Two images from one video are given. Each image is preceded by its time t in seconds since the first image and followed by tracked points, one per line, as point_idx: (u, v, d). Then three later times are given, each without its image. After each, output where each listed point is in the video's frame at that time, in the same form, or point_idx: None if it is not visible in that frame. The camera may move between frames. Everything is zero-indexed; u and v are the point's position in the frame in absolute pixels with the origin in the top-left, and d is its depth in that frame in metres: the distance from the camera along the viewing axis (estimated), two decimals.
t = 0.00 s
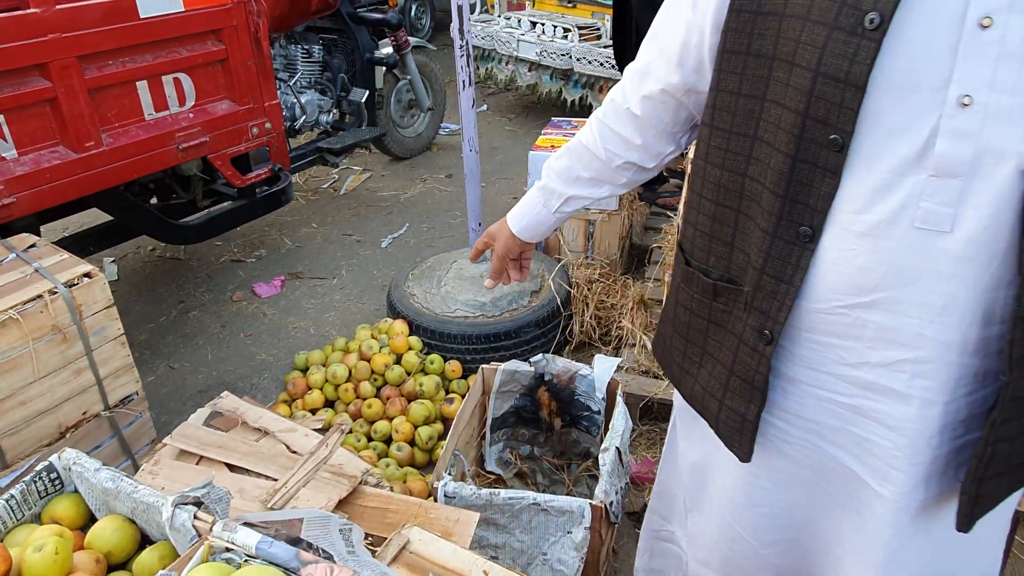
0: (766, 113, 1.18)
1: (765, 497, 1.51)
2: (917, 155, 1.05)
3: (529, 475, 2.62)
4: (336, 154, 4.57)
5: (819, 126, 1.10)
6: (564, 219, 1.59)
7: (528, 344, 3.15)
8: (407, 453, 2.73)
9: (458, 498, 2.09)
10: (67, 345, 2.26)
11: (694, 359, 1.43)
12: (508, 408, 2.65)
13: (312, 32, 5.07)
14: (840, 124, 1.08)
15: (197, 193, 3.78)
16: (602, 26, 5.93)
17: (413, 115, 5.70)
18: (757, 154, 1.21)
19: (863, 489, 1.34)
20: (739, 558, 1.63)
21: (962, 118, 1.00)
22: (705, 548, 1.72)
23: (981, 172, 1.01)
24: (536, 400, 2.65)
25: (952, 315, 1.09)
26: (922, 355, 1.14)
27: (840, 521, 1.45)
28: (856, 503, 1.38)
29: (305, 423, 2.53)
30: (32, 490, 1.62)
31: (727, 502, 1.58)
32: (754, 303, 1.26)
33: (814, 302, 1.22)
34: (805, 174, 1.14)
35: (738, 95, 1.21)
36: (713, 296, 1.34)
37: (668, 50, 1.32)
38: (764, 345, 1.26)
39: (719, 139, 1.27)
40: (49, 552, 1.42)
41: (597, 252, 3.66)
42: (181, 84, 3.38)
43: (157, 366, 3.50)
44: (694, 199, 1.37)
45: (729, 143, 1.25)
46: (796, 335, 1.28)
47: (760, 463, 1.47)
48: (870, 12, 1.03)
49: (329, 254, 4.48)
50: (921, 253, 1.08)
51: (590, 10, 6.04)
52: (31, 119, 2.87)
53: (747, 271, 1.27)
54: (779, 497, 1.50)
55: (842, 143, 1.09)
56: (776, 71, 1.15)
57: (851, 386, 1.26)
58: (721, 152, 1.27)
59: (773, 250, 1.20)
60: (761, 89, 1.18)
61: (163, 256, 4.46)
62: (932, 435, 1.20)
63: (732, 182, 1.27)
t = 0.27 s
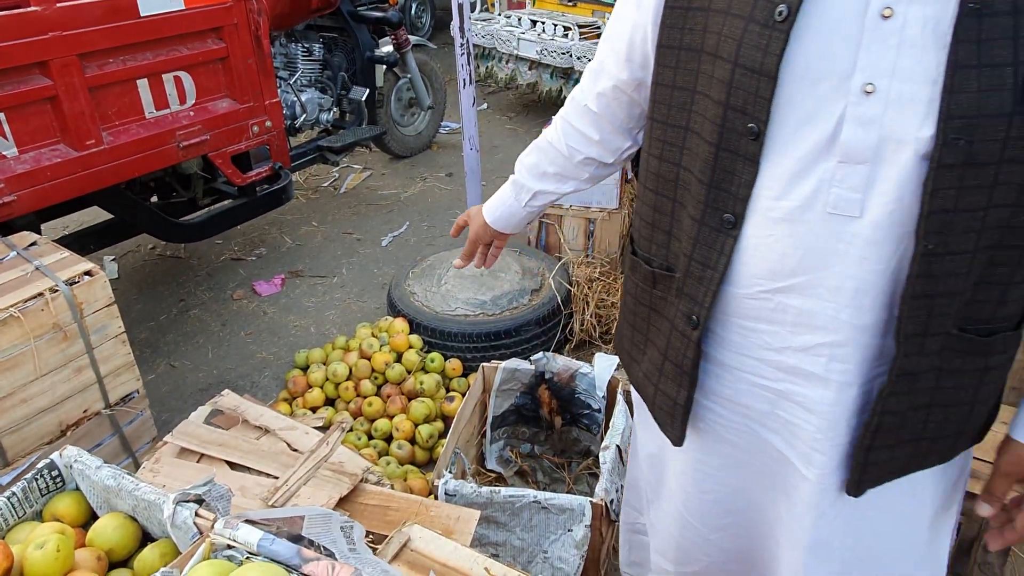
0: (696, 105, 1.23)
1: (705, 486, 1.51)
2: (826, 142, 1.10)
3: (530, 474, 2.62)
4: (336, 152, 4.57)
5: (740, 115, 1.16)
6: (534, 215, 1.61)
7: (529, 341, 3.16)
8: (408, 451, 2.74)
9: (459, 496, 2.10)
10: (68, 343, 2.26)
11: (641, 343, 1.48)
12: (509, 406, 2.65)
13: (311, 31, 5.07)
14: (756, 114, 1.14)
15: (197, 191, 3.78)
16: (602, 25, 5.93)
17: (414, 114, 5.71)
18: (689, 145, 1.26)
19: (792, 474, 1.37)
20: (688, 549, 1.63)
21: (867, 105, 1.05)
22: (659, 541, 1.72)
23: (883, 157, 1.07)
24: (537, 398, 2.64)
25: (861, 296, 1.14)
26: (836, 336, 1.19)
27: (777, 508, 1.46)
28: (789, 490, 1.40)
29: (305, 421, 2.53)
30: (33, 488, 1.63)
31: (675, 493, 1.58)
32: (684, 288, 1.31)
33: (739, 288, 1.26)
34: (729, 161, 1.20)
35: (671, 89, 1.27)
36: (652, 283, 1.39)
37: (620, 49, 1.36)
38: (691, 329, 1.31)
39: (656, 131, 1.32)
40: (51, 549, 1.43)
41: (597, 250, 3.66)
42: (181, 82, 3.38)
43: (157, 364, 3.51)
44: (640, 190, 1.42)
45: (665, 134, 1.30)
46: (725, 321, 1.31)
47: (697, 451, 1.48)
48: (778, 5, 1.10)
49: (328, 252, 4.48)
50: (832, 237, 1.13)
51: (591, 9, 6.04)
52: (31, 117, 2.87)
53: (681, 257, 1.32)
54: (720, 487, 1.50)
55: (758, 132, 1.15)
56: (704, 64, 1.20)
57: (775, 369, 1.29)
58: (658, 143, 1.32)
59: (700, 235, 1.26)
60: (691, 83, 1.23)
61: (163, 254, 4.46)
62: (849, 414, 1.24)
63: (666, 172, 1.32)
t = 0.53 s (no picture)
0: (634, 110, 1.24)
1: (656, 484, 1.50)
2: (752, 142, 1.12)
3: (530, 472, 2.62)
4: (337, 151, 4.57)
5: (671, 121, 1.17)
6: (495, 220, 1.61)
7: (529, 341, 3.16)
8: (409, 450, 2.74)
9: (459, 494, 2.10)
10: (70, 341, 2.26)
11: (594, 340, 1.48)
12: (510, 405, 2.65)
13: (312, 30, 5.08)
14: (686, 119, 1.16)
15: (198, 190, 3.79)
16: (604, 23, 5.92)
17: (415, 113, 5.71)
18: (629, 148, 1.28)
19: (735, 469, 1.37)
20: (636, 548, 1.61)
21: (789, 106, 1.07)
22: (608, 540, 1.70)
23: (806, 156, 1.08)
24: (537, 397, 2.65)
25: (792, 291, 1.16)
26: (771, 330, 1.20)
27: (721, 506, 1.46)
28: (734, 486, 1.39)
29: (307, 420, 2.54)
30: (36, 485, 1.63)
31: (628, 491, 1.57)
32: (627, 287, 1.32)
33: (680, 284, 1.27)
34: (663, 165, 1.21)
35: (610, 94, 1.28)
36: (600, 282, 1.41)
37: (564, 56, 1.37)
38: (632, 326, 1.32)
39: (599, 134, 1.34)
40: (54, 546, 1.43)
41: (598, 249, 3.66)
42: (182, 81, 3.38)
43: (158, 362, 3.51)
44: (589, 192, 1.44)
45: (607, 138, 1.32)
46: (669, 317, 1.32)
47: (645, 446, 1.48)
48: (702, 13, 1.11)
49: (329, 251, 4.48)
50: (764, 234, 1.15)
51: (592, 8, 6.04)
52: (32, 116, 2.87)
53: (625, 257, 1.33)
54: (667, 484, 1.49)
55: (688, 136, 1.16)
56: (637, 69, 1.22)
57: (717, 364, 1.29)
58: (602, 146, 1.33)
59: (640, 236, 1.28)
60: (628, 89, 1.25)
61: (164, 253, 4.47)
62: (787, 407, 1.26)
63: (610, 174, 1.33)
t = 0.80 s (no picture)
0: (597, 119, 1.27)
1: (640, 482, 1.49)
2: (715, 145, 1.14)
3: (531, 470, 2.62)
4: (338, 150, 4.57)
5: (633, 129, 1.20)
6: (470, 231, 1.61)
7: (529, 340, 3.16)
8: (410, 448, 2.75)
9: (461, 492, 2.11)
10: (71, 339, 2.27)
11: (577, 340, 1.49)
12: (510, 403, 2.65)
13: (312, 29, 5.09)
14: (649, 127, 1.18)
15: (200, 188, 3.79)
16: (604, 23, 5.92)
17: (415, 112, 5.71)
18: (596, 155, 1.30)
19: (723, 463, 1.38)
20: (624, 549, 1.60)
21: (744, 109, 1.10)
22: (592, 543, 1.69)
23: (766, 155, 1.11)
24: (537, 396, 2.65)
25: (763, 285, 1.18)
26: (743, 324, 1.22)
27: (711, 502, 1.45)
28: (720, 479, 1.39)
29: (308, 418, 2.54)
30: (38, 483, 1.64)
31: (613, 491, 1.56)
32: (606, 288, 1.33)
33: (658, 283, 1.28)
34: (630, 172, 1.22)
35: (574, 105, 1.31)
36: (580, 284, 1.41)
37: (527, 67, 1.39)
38: (614, 327, 1.33)
39: (567, 143, 1.36)
40: (57, 543, 1.43)
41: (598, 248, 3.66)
42: (183, 79, 3.38)
43: (159, 361, 3.51)
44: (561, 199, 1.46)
45: (575, 146, 1.34)
46: (649, 314, 1.32)
47: (633, 444, 1.48)
48: (654, 26, 1.13)
49: (329, 250, 4.48)
50: (731, 233, 1.17)
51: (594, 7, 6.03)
52: (34, 114, 2.87)
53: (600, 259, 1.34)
54: (653, 484, 1.47)
55: (652, 144, 1.18)
56: (597, 79, 1.24)
57: (700, 359, 1.30)
58: (571, 153, 1.36)
59: (613, 241, 1.29)
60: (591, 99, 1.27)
61: (166, 251, 4.47)
62: (769, 398, 1.27)
63: (579, 181, 1.36)
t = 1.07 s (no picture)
0: (583, 124, 1.28)
1: (643, 483, 1.49)
2: (700, 145, 1.14)
3: (531, 469, 2.62)
4: (338, 149, 4.57)
5: (618, 132, 1.20)
6: (470, 235, 1.62)
7: (530, 339, 3.15)
8: (411, 447, 2.75)
9: (462, 491, 2.11)
10: (73, 339, 2.27)
11: (571, 344, 1.49)
12: (510, 403, 2.65)
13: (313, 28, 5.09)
14: (633, 130, 1.18)
15: (201, 188, 3.79)
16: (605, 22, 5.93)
17: (416, 111, 5.71)
18: (583, 160, 1.30)
19: (721, 461, 1.38)
20: (626, 549, 1.60)
21: (727, 109, 1.10)
22: (597, 546, 1.68)
23: (751, 154, 1.12)
24: (538, 395, 2.65)
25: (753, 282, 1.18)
26: (731, 322, 1.23)
27: (711, 500, 1.46)
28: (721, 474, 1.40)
29: (309, 417, 2.54)
30: (41, 482, 1.64)
31: (614, 493, 1.56)
32: (595, 293, 1.34)
33: (650, 285, 1.28)
34: (617, 175, 1.23)
35: (560, 110, 1.31)
36: (572, 289, 1.42)
37: (517, 73, 1.40)
38: (603, 331, 1.33)
39: (555, 148, 1.37)
40: (60, 541, 1.44)
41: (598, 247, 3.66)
42: (184, 79, 3.38)
43: (160, 360, 3.52)
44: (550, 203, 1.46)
45: (563, 151, 1.34)
46: (644, 317, 1.33)
47: (630, 447, 1.48)
48: (635, 29, 1.14)
49: (329, 249, 4.49)
50: (719, 232, 1.18)
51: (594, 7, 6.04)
52: (35, 113, 2.87)
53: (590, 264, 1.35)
54: (653, 484, 1.48)
55: (636, 147, 1.19)
56: (581, 83, 1.25)
57: (695, 359, 1.30)
58: (558, 158, 1.36)
59: (600, 245, 1.29)
60: (576, 104, 1.28)
61: (166, 251, 4.47)
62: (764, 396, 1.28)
63: (567, 186, 1.36)
